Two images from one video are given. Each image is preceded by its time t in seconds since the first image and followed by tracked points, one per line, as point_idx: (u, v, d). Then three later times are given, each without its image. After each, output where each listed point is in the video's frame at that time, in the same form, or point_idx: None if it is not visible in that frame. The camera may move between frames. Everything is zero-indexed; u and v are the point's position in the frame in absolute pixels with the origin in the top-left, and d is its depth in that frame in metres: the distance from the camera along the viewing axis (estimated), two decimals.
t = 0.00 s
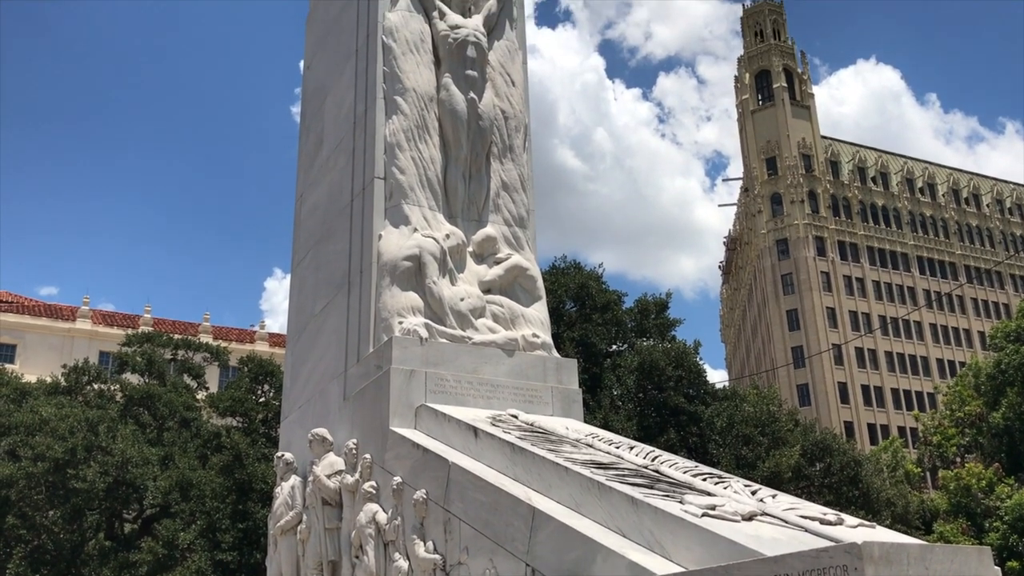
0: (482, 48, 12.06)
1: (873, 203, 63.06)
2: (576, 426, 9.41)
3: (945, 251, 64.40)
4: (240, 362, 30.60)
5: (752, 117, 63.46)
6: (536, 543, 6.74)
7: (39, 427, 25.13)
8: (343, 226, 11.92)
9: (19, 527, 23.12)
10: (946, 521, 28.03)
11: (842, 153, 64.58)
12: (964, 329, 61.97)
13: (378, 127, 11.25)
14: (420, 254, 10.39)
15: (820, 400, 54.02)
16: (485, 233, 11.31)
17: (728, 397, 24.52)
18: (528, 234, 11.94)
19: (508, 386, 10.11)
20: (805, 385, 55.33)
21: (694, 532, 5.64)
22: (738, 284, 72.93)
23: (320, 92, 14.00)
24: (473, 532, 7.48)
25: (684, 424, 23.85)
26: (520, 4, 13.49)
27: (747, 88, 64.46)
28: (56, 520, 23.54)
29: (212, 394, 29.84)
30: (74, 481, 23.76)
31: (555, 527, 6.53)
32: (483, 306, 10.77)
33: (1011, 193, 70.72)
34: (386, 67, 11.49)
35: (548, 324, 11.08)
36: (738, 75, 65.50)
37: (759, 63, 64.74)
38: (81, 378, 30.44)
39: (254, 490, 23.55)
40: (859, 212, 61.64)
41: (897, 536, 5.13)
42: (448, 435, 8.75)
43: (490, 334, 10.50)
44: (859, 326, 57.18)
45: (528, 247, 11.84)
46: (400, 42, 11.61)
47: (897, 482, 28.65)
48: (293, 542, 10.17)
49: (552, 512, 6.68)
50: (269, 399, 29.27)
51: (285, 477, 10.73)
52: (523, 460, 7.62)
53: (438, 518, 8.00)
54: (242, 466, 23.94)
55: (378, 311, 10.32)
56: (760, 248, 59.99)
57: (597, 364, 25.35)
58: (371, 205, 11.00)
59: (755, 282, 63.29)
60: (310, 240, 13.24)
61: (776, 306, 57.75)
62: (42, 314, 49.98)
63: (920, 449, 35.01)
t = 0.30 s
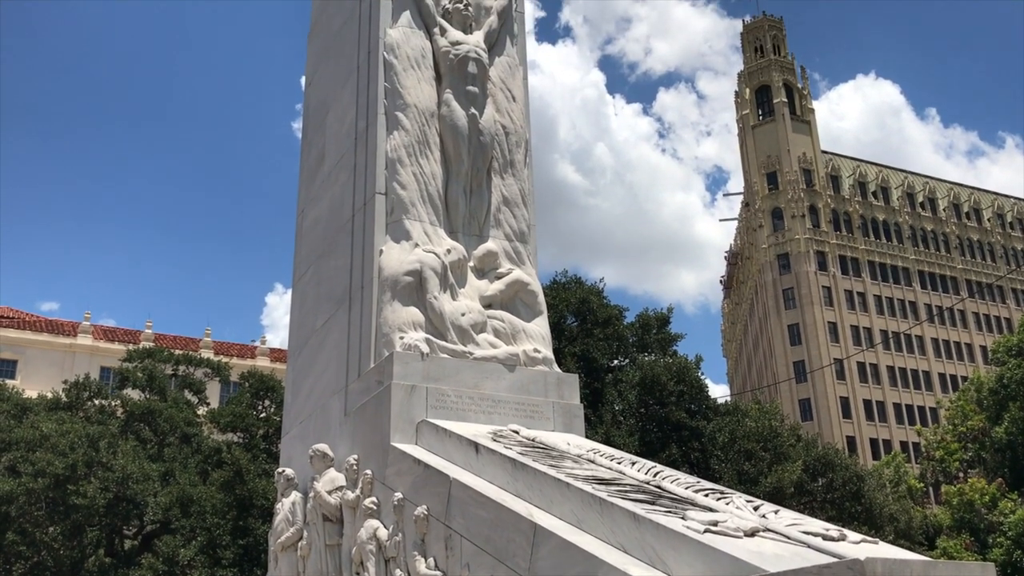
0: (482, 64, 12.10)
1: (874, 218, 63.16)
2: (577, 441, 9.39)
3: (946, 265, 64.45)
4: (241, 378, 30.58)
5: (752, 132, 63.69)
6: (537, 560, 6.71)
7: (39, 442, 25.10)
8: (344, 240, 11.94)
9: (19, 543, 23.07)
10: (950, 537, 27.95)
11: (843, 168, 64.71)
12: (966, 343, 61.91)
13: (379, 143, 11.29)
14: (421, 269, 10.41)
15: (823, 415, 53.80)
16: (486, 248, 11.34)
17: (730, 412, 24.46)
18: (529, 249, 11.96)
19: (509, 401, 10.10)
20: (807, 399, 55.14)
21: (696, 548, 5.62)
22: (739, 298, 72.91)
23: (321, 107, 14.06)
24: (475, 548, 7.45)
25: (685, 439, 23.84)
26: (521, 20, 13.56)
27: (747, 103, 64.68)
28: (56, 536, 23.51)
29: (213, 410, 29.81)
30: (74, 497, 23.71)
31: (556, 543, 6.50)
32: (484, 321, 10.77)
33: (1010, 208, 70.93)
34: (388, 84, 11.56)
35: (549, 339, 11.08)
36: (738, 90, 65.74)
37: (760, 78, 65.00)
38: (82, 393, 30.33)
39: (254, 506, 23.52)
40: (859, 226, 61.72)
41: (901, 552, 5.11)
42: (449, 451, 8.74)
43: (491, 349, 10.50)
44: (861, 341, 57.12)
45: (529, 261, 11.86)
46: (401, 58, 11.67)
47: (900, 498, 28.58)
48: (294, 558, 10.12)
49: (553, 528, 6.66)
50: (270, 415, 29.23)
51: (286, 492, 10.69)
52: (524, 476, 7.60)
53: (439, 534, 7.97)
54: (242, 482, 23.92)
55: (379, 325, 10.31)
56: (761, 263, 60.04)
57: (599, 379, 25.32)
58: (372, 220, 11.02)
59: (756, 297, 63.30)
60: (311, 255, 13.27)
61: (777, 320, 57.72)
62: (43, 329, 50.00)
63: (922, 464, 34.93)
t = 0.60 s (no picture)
0: (483, 80, 12.14)
1: (874, 233, 63.23)
2: (578, 457, 9.37)
3: (946, 280, 64.50)
4: (241, 393, 30.51)
5: (752, 147, 63.90)
6: None
7: (39, 458, 25.07)
8: (344, 255, 11.96)
9: (16, 559, 23.13)
10: (951, 553, 27.88)
11: (843, 184, 64.84)
12: (967, 358, 61.86)
13: (380, 158, 11.32)
14: (422, 283, 10.41)
15: (823, 430, 53.64)
16: (486, 263, 11.35)
17: (730, 428, 24.42)
18: (529, 264, 11.98)
19: (510, 416, 10.09)
20: (807, 414, 55.02)
21: (698, 564, 5.59)
22: (739, 313, 72.92)
23: (322, 122, 14.11)
24: (475, 564, 7.43)
25: (686, 455, 23.78)
26: (522, 36, 13.64)
27: (747, 119, 64.90)
28: (55, 551, 23.60)
29: (213, 425, 29.75)
30: (73, 512, 23.76)
31: (556, 560, 6.48)
32: (485, 336, 10.77)
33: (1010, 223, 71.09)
34: (389, 100, 11.60)
35: (549, 353, 11.08)
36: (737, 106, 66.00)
37: (759, 94, 65.26)
38: (82, 409, 30.27)
39: (254, 522, 23.46)
40: (859, 241, 61.80)
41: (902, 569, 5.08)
42: (449, 466, 8.72)
43: (491, 364, 10.49)
44: (861, 356, 57.05)
45: (529, 276, 11.88)
46: (402, 74, 11.72)
47: (902, 514, 28.50)
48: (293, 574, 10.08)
49: (554, 544, 6.64)
50: (270, 430, 29.17)
51: (285, 508, 10.66)
52: (524, 492, 7.58)
53: (439, 550, 7.95)
54: (241, 497, 23.91)
55: (379, 340, 10.31)
56: (761, 277, 60.08)
57: (599, 394, 25.30)
58: (373, 236, 11.03)
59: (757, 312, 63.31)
60: (311, 270, 13.28)
61: (778, 335, 57.71)
62: (43, 344, 49.98)
63: (923, 479, 34.80)
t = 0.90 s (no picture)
0: (481, 96, 12.19)
1: (870, 249, 63.39)
2: (575, 473, 9.35)
3: (943, 296, 64.62)
4: (237, 408, 30.40)
5: (749, 163, 64.16)
6: None
7: (34, 473, 24.99)
8: (342, 270, 11.98)
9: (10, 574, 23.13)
10: (949, 570, 27.83)
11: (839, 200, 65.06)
12: (964, 375, 61.86)
13: (379, 174, 11.35)
14: (419, 299, 10.41)
15: (821, 446, 53.48)
16: (484, 279, 11.36)
17: (728, 444, 24.37)
18: (527, 279, 11.99)
19: (507, 432, 10.08)
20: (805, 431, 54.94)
21: None
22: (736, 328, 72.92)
23: (321, 137, 14.13)
24: None
25: (684, 471, 23.67)
26: (520, 53, 13.72)
27: (744, 135, 65.16)
28: (50, 568, 23.57)
29: (209, 440, 29.64)
30: (68, 528, 23.76)
31: None
32: (483, 351, 10.77)
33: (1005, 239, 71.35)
34: (387, 115, 11.64)
35: (547, 369, 11.09)
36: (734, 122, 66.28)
37: (756, 110, 65.56)
38: (78, 424, 30.11)
39: (250, 538, 23.48)
40: (856, 257, 61.95)
41: None
42: (447, 483, 8.70)
43: (489, 380, 10.49)
44: (859, 372, 57.03)
45: (527, 291, 11.89)
46: (400, 91, 11.77)
47: (900, 530, 28.45)
48: None
49: (551, 561, 6.62)
50: (267, 445, 29.08)
51: (282, 524, 10.61)
52: (522, 508, 7.56)
53: (436, 567, 7.91)
54: (238, 513, 23.83)
55: (377, 356, 10.30)
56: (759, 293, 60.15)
57: (596, 410, 25.28)
58: (371, 251, 11.05)
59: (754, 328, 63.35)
60: (309, 286, 13.29)
61: (775, 351, 57.73)
62: (39, 359, 49.84)
63: (921, 495, 34.72)
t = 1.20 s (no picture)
0: (479, 113, 12.27)
1: (867, 264, 63.53)
2: (573, 490, 9.33)
3: (940, 312, 64.74)
4: (234, 424, 30.27)
5: (746, 179, 64.40)
6: None
7: (29, 489, 24.88)
8: (339, 286, 11.98)
9: None
10: None
11: (836, 216, 65.25)
12: (961, 391, 61.85)
13: (377, 190, 11.37)
14: (417, 314, 10.40)
15: (818, 462, 53.36)
16: (481, 294, 11.37)
17: (725, 460, 24.34)
18: (524, 295, 12.01)
19: (504, 449, 10.07)
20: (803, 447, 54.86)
21: None
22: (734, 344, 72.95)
23: (319, 154, 14.16)
24: None
25: (682, 488, 23.64)
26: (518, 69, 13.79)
27: (741, 151, 65.45)
28: None
29: (206, 456, 29.52)
30: (62, 545, 23.83)
31: None
32: (480, 367, 10.75)
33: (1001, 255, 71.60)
34: (385, 131, 11.68)
35: (544, 385, 11.09)
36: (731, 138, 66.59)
37: (753, 126, 65.88)
38: (74, 440, 29.94)
39: (245, 555, 24.48)
40: (853, 273, 62.07)
41: None
42: (444, 500, 8.68)
43: (486, 396, 10.47)
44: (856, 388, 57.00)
45: (525, 307, 11.91)
46: (398, 107, 11.81)
47: (898, 547, 28.40)
48: None
49: None
50: (263, 462, 28.99)
51: (278, 541, 10.55)
52: (519, 525, 7.54)
53: None
54: (233, 530, 24.74)
55: (374, 372, 10.28)
56: (756, 309, 60.20)
57: (593, 427, 25.27)
58: (368, 267, 11.06)
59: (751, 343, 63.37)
60: (306, 302, 13.28)
61: (772, 367, 57.73)
62: (35, 374, 49.67)
63: (919, 512, 34.63)
